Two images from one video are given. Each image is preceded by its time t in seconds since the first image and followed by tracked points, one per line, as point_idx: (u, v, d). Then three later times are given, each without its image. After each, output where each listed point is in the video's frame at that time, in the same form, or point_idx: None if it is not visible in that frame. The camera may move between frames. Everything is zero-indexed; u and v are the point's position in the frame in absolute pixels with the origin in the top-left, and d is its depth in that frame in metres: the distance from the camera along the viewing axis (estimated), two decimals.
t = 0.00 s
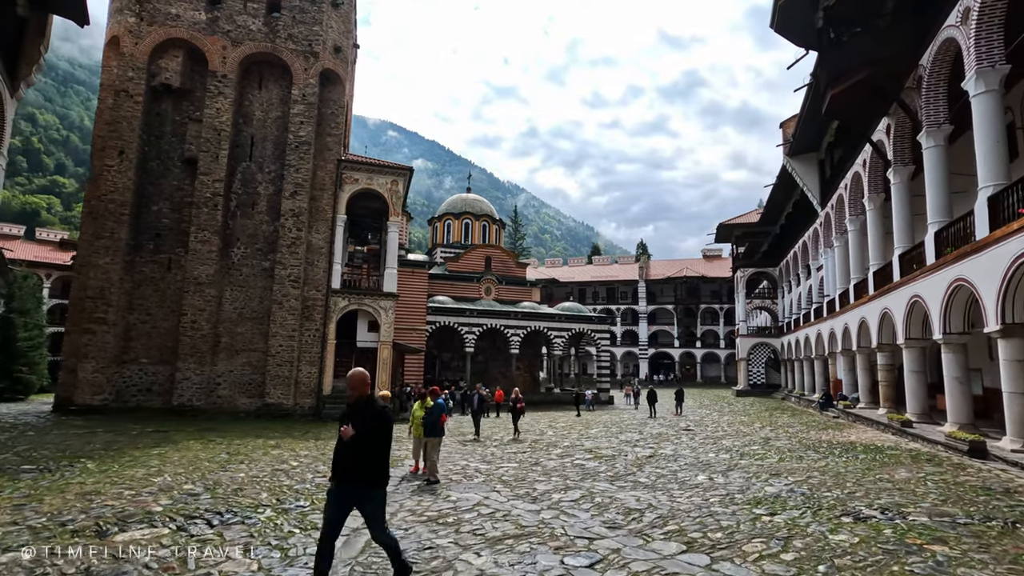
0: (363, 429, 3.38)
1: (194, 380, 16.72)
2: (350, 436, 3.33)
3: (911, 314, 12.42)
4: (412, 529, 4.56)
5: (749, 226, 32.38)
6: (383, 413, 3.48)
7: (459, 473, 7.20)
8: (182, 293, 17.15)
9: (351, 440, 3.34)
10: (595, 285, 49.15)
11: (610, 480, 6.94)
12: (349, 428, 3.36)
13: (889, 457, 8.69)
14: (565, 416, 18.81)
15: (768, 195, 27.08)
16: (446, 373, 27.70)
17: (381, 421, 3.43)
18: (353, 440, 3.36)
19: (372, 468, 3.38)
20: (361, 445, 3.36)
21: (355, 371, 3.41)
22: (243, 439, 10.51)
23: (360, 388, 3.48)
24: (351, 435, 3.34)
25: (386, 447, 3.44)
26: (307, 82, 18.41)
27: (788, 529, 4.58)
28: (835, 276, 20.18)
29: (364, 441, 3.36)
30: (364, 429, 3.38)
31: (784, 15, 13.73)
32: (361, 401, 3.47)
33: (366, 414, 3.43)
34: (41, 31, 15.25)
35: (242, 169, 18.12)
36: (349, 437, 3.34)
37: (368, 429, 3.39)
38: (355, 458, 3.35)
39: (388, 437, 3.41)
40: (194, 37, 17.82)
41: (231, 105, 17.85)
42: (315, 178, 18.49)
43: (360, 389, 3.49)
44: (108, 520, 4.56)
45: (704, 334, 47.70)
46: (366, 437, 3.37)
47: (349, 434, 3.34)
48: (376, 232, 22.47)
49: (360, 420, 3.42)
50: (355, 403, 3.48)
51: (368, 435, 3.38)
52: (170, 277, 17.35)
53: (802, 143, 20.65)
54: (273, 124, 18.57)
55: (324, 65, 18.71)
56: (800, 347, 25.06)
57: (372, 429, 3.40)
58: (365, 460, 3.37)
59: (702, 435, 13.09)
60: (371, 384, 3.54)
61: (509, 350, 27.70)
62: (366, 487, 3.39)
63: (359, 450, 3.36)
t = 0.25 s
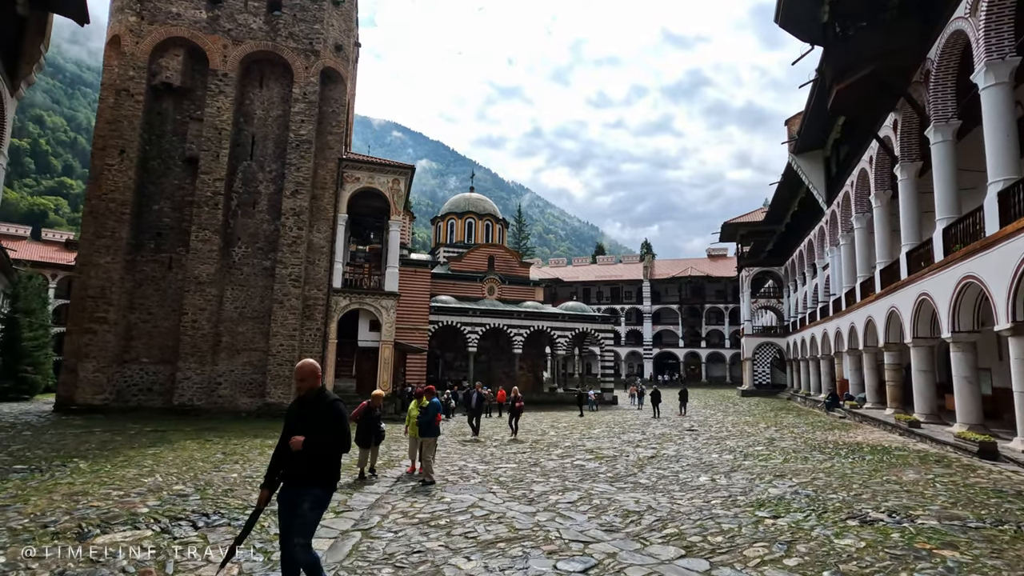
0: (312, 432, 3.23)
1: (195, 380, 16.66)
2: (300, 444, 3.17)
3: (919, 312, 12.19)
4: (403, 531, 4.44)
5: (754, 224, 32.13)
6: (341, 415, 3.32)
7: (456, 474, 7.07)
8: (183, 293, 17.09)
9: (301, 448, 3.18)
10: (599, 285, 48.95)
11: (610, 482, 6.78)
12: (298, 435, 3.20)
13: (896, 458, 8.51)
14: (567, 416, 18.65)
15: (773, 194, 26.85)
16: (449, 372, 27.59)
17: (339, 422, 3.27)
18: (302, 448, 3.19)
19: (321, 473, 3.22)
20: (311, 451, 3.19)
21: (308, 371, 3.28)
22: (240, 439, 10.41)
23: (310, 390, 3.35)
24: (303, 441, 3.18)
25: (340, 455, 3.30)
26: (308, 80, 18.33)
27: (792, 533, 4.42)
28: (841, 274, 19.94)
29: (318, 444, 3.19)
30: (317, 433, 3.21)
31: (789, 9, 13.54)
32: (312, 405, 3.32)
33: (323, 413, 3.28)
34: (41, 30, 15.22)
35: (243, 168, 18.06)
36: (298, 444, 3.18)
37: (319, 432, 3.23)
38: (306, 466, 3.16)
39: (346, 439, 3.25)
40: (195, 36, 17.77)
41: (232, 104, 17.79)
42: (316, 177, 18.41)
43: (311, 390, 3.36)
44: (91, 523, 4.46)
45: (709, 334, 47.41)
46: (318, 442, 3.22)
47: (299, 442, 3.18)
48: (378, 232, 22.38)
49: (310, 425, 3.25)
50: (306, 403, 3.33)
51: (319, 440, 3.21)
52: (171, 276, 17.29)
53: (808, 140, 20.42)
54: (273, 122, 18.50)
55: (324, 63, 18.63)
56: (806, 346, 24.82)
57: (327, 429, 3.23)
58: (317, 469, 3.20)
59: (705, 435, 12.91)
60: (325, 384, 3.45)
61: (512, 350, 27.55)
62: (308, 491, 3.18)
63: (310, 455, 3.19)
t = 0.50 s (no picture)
0: (258, 445, 3.02)
1: (198, 380, 16.63)
2: (242, 458, 2.95)
3: (931, 312, 11.94)
4: (396, 536, 4.31)
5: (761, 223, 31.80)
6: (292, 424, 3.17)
7: (456, 477, 6.93)
8: (186, 293, 17.06)
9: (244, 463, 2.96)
10: (605, 284, 48.72)
11: (612, 484, 6.62)
12: (242, 448, 2.99)
13: (908, 461, 8.29)
14: (572, 416, 18.48)
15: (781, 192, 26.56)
16: (454, 373, 27.49)
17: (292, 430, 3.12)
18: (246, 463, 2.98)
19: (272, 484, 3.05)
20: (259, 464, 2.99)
21: (255, 372, 3.08)
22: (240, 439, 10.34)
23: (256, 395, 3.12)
24: (251, 451, 2.99)
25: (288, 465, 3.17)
26: (311, 79, 18.27)
27: (799, 539, 4.25)
28: (850, 273, 19.66)
29: (266, 454, 2.99)
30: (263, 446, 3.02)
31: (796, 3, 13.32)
32: (256, 411, 3.10)
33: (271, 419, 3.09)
34: (45, 30, 15.23)
35: (246, 167, 18.01)
36: (241, 458, 2.96)
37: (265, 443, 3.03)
38: (251, 480, 2.96)
39: (299, 449, 3.11)
40: (198, 36, 17.75)
41: (235, 103, 17.76)
42: (320, 177, 18.35)
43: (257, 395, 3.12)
44: (78, 527, 4.36)
45: (716, 334, 47.08)
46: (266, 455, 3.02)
47: (242, 456, 2.97)
48: (382, 231, 22.31)
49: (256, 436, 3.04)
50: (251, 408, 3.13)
51: (268, 452, 3.01)
52: (175, 276, 17.27)
53: (816, 137, 20.14)
54: (277, 122, 18.44)
55: (327, 62, 18.56)
56: (814, 347, 24.51)
57: (276, 437, 3.06)
58: (267, 481, 3.03)
59: (711, 436, 12.72)
60: (276, 389, 3.30)
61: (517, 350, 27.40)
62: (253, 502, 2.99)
63: (257, 469, 2.99)
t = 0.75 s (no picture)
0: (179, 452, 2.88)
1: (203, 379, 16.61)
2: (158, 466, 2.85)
3: (944, 311, 11.68)
4: (389, 540, 4.18)
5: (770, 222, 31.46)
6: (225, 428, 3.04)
7: (455, 479, 6.80)
8: (191, 292, 17.06)
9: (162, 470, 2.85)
10: (612, 284, 48.46)
11: (614, 487, 6.47)
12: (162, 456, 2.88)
13: (920, 463, 8.08)
14: (578, 417, 18.31)
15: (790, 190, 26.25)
16: (460, 373, 27.40)
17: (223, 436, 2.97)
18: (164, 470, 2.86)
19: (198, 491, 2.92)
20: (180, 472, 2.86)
21: (179, 371, 2.93)
22: (242, 439, 10.28)
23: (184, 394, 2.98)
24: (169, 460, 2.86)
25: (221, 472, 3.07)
26: (315, 79, 18.24)
27: (807, 546, 4.08)
28: (861, 272, 19.35)
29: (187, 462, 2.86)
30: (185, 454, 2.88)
31: None
32: (184, 414, 2.96)
33: (198, 424, 2.93)
34: (51, 31, 15.28)
35: (251, 167, 18.01)
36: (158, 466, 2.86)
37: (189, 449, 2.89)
38: (174, 487, 2.84)
39: (226, 453, 2.95)
40: (203, 36, 17.76)
41: (240, 103, 17.75)
42: (324, 176, 18.30)
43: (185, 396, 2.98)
44: (65, 528, 4.27)
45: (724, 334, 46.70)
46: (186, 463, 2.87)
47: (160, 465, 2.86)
48: (387, 231, 22.24)
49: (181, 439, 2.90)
50: (180, 410, 3.02)
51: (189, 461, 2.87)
52: (180, 276, 17.27)
53: (826, 134, 19.86)
54: (281, 121, 18.42)
55: (332, 62, 18.51)
56: (824, 347, 24.18)
57: (201, 443, 2.91)
58: (191, 489, 2.90)
59: (718, 437, 12.52)
60: (211, 388, 3.14)
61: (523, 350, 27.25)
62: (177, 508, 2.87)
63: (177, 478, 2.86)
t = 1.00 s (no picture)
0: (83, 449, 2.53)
1: (207, 378, 16.61)
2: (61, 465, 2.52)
3: (955, 309, 11.42)
4: (378, 542, 4.08)
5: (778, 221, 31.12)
6: (140, 424, 2.68)
7: (452, 479, 6.69)
8: (195, 291, 17.06)
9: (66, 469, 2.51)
10: (619, 284, 48.21)
11: (615, 488, 6.32)
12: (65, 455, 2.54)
13: (931, 465, 7.87)
14: (583, 417, 18.15)
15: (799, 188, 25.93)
16: (465, 372, 27.31)
17: (135, 434, 2.61)
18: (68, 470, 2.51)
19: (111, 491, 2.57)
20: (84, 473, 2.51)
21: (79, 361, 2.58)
22: (243, 439, 10.23)
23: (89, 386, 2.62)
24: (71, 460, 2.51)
25: (140, 475, 2.73)
26: (319, 77, 18.20)
27: (811, 550, 3.92)
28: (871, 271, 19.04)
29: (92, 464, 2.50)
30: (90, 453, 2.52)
31: None
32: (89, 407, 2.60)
33: (106, 418, 2.56)
34: (56, 31, 15.33)
35: (255, 166, 18.00)
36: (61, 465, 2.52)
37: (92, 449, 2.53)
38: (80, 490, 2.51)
39: (136, 452, 2.57)
40: (207, 35, 17.77)
41: (244, 102, 17.75)
42: (328, 175, 18.26)
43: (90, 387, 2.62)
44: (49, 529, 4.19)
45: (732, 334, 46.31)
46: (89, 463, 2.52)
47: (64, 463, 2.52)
48: (391, 230, 22.17)
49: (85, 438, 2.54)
50: (87, 403, 2.66)
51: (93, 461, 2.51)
52: (184, 275, 17.28)
53: (835, 130, 19.56)
54: (285, 121, 18.39)
55: (336, 60, 18.46)
56: (834, 346, 23.85)
57: (109, 442, 2.55)
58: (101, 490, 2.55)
59: (724, 438, 12.32)
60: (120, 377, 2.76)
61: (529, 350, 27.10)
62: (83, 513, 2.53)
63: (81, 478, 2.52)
